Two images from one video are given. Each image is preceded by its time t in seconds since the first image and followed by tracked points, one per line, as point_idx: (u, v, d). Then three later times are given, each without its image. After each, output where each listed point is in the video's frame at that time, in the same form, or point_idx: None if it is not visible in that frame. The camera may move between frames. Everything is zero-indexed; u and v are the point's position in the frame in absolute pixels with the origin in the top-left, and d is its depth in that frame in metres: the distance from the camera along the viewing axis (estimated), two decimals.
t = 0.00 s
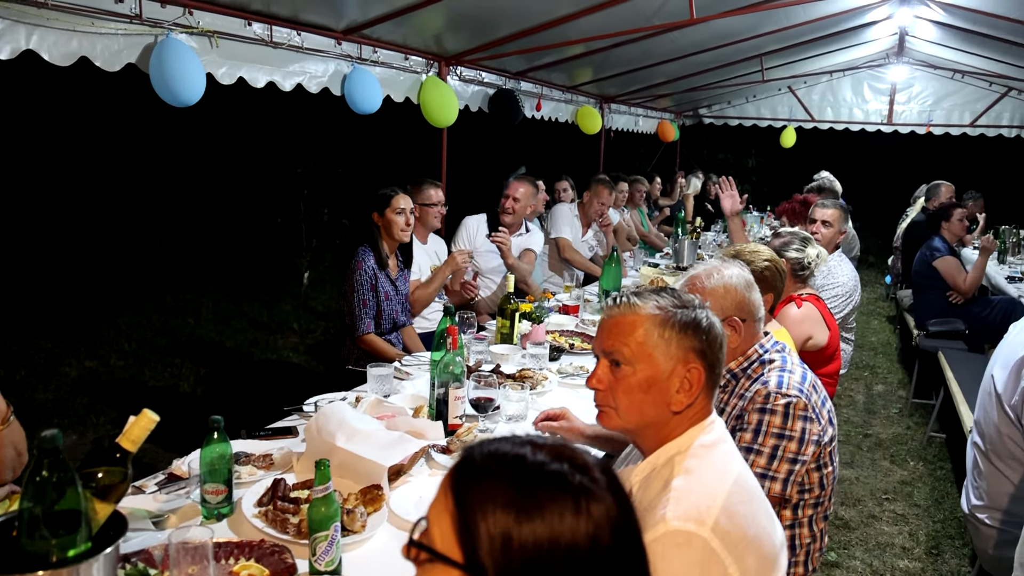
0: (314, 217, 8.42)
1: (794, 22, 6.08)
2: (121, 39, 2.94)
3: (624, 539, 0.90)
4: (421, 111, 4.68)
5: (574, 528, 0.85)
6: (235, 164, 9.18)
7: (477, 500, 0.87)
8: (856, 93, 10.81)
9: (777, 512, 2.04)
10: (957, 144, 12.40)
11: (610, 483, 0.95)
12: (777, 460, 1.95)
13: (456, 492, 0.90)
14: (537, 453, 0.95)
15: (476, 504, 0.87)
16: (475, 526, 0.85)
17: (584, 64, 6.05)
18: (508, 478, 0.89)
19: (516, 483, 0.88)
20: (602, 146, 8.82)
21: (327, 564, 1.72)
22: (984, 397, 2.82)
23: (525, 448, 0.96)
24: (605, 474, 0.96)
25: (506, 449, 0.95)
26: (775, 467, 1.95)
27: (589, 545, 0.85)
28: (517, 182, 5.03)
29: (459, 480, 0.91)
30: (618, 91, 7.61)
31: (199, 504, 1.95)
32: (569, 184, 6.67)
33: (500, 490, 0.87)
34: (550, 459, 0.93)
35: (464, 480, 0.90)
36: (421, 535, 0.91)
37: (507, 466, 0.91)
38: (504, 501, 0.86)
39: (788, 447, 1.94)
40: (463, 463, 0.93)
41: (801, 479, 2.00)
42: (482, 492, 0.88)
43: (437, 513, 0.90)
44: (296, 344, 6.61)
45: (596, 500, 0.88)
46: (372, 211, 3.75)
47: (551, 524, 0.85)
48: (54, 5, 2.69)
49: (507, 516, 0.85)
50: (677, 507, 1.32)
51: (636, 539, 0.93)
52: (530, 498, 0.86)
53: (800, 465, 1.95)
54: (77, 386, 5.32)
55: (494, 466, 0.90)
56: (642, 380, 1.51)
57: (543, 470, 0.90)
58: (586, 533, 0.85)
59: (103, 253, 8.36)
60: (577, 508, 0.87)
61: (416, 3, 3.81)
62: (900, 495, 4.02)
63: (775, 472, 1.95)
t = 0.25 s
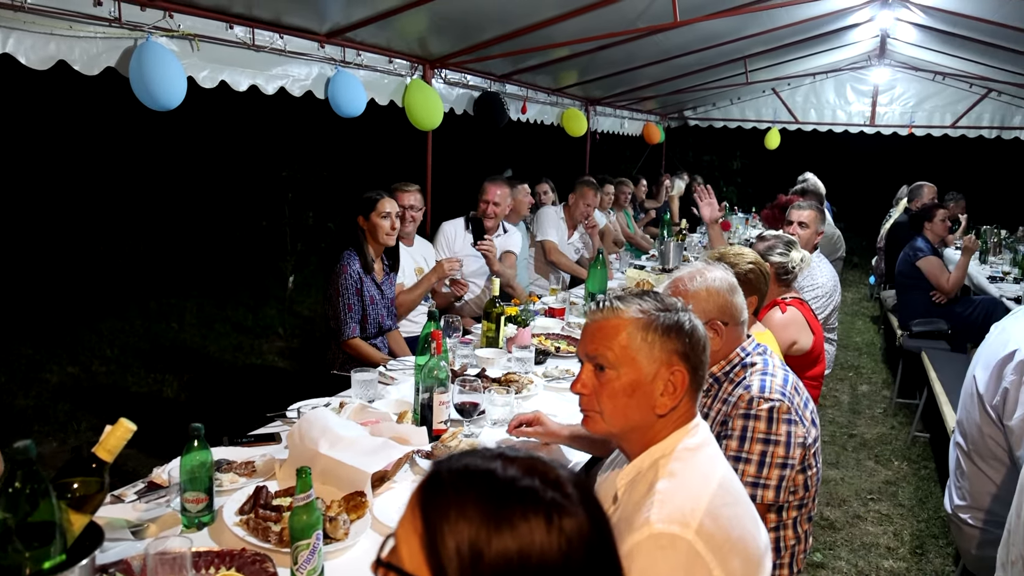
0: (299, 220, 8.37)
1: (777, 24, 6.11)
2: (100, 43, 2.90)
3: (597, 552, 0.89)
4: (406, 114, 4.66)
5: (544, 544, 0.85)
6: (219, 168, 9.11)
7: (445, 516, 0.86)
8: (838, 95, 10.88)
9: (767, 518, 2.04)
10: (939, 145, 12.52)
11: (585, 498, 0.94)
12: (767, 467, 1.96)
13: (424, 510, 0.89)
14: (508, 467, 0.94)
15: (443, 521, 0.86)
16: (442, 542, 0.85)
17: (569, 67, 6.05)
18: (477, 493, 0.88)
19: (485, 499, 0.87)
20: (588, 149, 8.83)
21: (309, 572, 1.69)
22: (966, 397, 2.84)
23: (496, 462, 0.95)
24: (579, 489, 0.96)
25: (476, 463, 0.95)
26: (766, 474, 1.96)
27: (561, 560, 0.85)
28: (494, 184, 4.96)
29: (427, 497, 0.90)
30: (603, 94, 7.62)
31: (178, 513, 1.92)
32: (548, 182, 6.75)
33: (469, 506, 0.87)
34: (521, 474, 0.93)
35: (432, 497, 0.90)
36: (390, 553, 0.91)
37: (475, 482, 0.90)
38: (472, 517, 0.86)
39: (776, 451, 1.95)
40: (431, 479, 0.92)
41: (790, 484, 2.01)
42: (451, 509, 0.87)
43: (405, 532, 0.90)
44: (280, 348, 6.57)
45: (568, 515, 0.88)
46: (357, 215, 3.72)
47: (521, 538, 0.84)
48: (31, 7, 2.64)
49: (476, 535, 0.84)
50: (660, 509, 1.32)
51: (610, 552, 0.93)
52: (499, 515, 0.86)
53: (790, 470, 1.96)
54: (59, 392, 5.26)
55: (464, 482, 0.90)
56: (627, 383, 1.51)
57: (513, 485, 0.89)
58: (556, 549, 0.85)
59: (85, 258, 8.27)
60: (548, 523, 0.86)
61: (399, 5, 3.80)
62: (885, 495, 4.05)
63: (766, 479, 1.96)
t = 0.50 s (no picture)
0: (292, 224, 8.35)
1: (770, 30, 6.13)
2: (90, 47, 2.88)
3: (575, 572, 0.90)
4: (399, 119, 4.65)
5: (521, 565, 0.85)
6: (213, 171, 9.09)
7: (420, 538, 0.87)
8: (831, 99, 10.90)
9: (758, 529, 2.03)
10: (932, 150, 12.57)
11: (564, 516, 0.94)
12: (756, 477, 1.96)
13: (400, 532, 0.89)
14: (486, 485, 0.94)
15: (418, 543, 0.87)
16: (417, 564, 0.86)
17: (562, 71, 6.05)
18: (454, 514, 0.88)
19: (461, 520, 0.88)
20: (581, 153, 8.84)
21: None
22: (958, 405, 2.84)
23: (474, 481, 0.95)
24: (559, 507, 0.96)
25: (453, 482, 0.95)
26: (756, 485, 1.96)
27: None
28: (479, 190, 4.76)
29: (403, 519, 0.90)
30: (597, 98, 7.63)
31: (165, 522, 1.90)
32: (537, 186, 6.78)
33: (446, 527, 0.87)
34: (499, 492, 0.93)
35: (407, 519, 0.90)
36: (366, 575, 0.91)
37: (452, 501, 0.90)
38: (447, 539, 0.86)
39: (765, 461, 1.95)
40: (408, 499, 0.93)
41: (780, 494, 2.00)
42: (427, 531, 0.87)
43: (382, 554, 0.90)
44: (272, 352, 6.55)
45: (545, 536, 0.88)
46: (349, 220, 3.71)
47: (497, 560, 0.85)
48: (21, 12, 2.63)
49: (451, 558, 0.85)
50: (650, 519, 1.31)
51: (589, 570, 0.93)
52: (475, 538, 0.86)
53: (780, 480, 1.96)
54: (50, 397, 5.23)
55: (441, 502, 0.90)
56: (617, 393, 1.50)
57: (490, 505, 0.90)
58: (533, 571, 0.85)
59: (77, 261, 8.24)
60: (525, 545, 0.87)
61: (392, 10, 3.79)
62: (877, 502, 4.05)
63: (757, 490, 1.96)
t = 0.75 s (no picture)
0: (295, 230, 8.37)
1: (774, 35, 6.11)
2: (92, 55, 2.89)
3: None
4: (402, 125, 4.65)
5: None
6: (217, 177, 9.12)
7: (411, 559, 0.87)
8: (836, 105, 10.89)
9: (755, 541, 2.01)
10: (938, 156, 12.51)
11: (557, 536, 0.94)
12: (754, 489, 1.93)
13: (392, 552, 0.89)
14: (479, 503, 0.93)
15: (409, 562, 0.87)
16: None
17: (566, 78, 6.05)
18: (445, 533, 0.88)
19: (452, 540, 0.87)
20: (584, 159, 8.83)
21: None
22: (963, 416, 2.82)
23: (467, 498, 0.94)
24: (552, 526, 0.95)
25: (446, 499, 0.94)
26: (752, 497, 1.93)
27: None
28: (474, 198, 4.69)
29: (394, 537, 0.90)
30: (600, 104, 7.62)
31: (160, 532, 1.89)
32: (537, 193, 6.77)
33: (438, 548, 0.87)
34: (492, 510, 0.92)
35: (399, 538, 0.89)
36: None
37: (444, 518, 0.90)
38: (439, 561, 0.86)
39: (761, 472, 1.93)
40: (400, 516, 0.92)
41: (777, 505, 1.98)
42: (418, 552, 0.87)
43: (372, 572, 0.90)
44: (274, 357, 6.55)
45: (538, 556, 0.88)
46: (351, 226, 3.70)
47: None
48: (23, 20, 2.64)
49: None
50: (647, 539, 1.29)
51: None
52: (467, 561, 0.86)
53: (777, 491, 1.94)
54: (53, 402, 5.24)
55: (433, 523, 0.89)
56: (613, 410, 1.46)
57: (482, 524, 0.89)
58: None
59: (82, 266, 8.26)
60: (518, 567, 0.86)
61: (395, 16, 3.79)
62: (881, 511, 4.01)
63: (753, 502, 1.94)
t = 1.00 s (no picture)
0: (303, 231, 8.37)
1: (786, 37, 6.05)
2: (98, 56, 2.89)
3: None
4: (409, 127, 4.64)
5: None
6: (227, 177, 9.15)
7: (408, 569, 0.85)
8: (848, 107, 10.79)
9: (753, 546, 2.00)
10: (951, 159, 12.38)
11: (556, 549, 0.91)
12: (751, 496, 1.91)
13: (389, 561, 0.87)
14: (477, 512, 0.91)
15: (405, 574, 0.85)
16: None
17: (574, 79, 6.02)
18: (442, 544, 0.86)
19: (449, 551, 0.85)
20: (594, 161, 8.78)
21: None
22: (973, 426, 2.77)
23: (465, 507, 0.92)
24: (550, 539, 0.93)
25: (444, 509, 0.92)
26: (750, 505, 1.92)
27: None
28: (475, 203, 4.63)
29: (391, 547, 0.88)
30: (610, 106, 7.58)
31: (157, 537, 1.88)
32: (547, 196, 6.72)
33: (434, 559, 0.85)
34: (490, 520, 0.90)
35: (396, 548, 0.87)
36: None
37: (441, 528, 0.88)
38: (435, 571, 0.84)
39: (760, 480, 1.90)
40: (396, 525, 0.90)
41: (776, 513, 1.96)
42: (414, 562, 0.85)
43: None
44: (280, 358, 6.55)
45: (537, 568, 0.86)
46: (356, 228, 3.68)
47: None
48: (28, 21, 2.64)
49: None
50: (646, 563, 1.30)
51: None
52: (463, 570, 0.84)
53: (776, 499, 1.91)
54: (60, 401, 5.26)
55: (430, 531, 0.87)
56: (611, 428, 1.42)
57: (480, 535, 0.87)
58: None
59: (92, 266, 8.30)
60: None
61: (402, 17, 3.77)
62: (890, 519, 3.95)
63: (750, 510, 1.92)
